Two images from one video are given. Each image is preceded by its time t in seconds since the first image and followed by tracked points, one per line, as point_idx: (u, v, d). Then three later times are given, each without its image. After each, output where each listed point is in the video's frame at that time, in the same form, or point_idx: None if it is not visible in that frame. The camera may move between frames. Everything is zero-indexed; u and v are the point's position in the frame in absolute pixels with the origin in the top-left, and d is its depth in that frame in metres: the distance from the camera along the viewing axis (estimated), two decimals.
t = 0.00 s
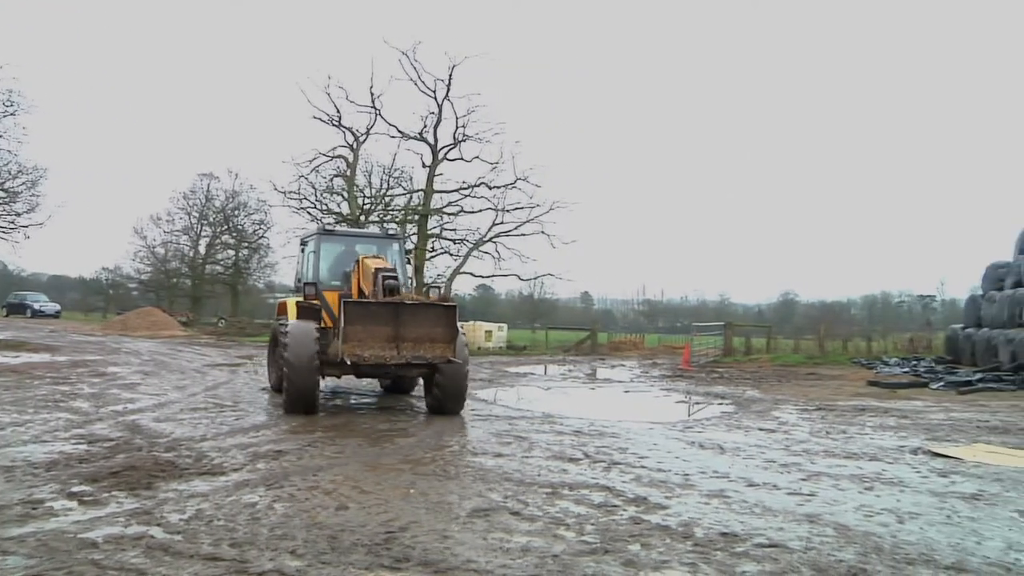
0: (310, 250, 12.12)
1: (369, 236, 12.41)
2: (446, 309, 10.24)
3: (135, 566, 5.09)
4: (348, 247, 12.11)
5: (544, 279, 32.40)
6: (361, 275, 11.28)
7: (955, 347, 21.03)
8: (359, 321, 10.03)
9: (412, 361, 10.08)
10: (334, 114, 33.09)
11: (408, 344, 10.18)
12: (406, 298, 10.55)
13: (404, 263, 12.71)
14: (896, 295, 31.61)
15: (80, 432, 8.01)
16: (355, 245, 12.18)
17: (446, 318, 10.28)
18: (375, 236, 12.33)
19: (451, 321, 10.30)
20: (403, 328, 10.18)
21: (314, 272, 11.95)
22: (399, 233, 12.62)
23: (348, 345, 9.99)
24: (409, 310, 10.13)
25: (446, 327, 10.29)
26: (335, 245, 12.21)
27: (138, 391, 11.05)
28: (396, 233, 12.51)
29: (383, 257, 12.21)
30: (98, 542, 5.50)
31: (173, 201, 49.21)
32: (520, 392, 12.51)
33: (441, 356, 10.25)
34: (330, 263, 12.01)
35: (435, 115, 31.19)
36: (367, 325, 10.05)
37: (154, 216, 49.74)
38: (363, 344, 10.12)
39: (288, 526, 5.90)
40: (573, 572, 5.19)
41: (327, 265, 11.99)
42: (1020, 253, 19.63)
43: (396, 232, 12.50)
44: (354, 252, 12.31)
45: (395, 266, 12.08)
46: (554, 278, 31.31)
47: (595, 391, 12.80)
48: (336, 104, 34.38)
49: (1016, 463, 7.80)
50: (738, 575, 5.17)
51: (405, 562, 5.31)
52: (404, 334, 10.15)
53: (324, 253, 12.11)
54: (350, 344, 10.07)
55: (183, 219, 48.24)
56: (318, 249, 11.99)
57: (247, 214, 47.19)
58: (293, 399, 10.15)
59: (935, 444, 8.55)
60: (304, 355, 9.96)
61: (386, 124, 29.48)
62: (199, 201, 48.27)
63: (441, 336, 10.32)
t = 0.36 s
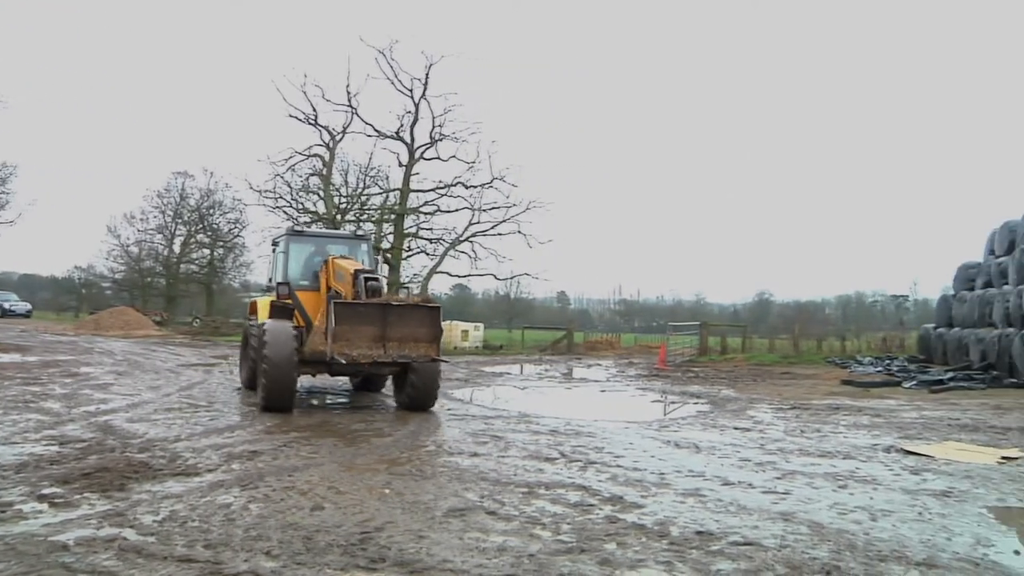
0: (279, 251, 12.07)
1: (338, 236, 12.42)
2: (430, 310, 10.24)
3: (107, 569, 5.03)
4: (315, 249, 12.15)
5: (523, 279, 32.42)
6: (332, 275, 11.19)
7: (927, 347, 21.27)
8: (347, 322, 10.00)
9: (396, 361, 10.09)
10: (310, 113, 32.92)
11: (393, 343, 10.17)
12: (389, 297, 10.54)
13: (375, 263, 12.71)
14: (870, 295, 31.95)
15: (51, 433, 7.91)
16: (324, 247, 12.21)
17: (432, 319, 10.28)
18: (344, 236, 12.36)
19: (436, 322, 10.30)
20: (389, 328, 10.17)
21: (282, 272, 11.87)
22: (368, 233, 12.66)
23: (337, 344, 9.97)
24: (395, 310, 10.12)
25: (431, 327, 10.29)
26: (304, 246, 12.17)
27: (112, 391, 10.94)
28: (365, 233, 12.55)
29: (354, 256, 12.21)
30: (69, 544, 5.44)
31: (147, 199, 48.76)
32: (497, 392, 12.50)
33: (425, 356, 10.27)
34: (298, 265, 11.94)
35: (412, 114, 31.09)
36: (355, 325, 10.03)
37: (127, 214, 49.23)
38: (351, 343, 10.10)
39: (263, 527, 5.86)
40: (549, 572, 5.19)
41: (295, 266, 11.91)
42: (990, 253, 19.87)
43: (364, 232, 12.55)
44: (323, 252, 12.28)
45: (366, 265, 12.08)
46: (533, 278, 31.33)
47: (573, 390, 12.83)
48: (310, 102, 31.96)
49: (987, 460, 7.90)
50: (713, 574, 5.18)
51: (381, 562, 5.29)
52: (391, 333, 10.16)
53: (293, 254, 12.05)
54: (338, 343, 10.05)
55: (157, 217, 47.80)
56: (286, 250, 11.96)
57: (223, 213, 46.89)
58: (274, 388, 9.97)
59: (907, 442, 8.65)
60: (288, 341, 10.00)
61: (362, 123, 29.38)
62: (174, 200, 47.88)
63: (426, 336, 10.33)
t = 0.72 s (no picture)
0: (260, 251, 12.07)
1: (320, 236, 12.42)
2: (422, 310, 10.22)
3: (88, 570, 5.00)
4: (296, 248, 12.14)
5: (509, 279, 32.43)
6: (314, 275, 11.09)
7: (910, 347, 21.41)
8: (342, 321, 9.96)
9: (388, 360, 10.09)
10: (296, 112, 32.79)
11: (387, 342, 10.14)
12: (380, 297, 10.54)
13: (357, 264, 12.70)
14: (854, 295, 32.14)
15: (32, 434, 7.86)
16: (305, 246, 12.21)
17: (424, 318, 10.30)
18: (325, 236, 12.36)
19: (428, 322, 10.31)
20: (383, 327, 10.16)
21: (263, 272, 11.87)
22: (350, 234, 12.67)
23: (333, 344, 9.93)
24: (390, 310, 10.12)
25: (424, 327, 10.31)
26: (286, 246, 12.16)
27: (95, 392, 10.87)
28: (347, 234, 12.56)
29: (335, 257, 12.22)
30: (51, 546, 5.40)
31: (131, 199, 48.49)
32: (482, 392, 12.50)
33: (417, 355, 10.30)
34: (279, 265, 11.95)
35: (397, 114, 31.06)
36: (349, 324, 10.00)
37: (111, 214, 48.99)
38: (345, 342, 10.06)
39: (247, 528, 5.84)
40: (534, 572, 5.19)
41: (276, 267, 11.92)
42: (971, 254, 20.03)
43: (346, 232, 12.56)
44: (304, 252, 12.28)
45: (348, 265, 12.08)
46: (519, 278, 31.36)
47: (559, 390, 12.84)
48: (296, 102, 31.78)
49: (969, 459, 7.96)
50: (698, 574, 5.19)
51: (365, 563, 5.28)
52: (385, 332, 10.15)
53: (273, 254, 12.06)
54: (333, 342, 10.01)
55: (141, 217, 47.57)
56: (267, 249, 11.97)
57: (207, 213, 46.70)
58: (263, 383, 9.89)
59: (890, 442, 8.70)
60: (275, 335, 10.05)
61: (346, 122, 29.29)
62: (158, 199, 47.64)
63: (417, 335, 10.35)
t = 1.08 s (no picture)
0: (251, 250, 12.06)
1: (313, 236, 12.42)
2: (422, 310, 10.13)
3: (80, 571, 4.99)
4: (289, 248, 12.14)
5: (503, 280, 32.41)
6: (307, 274, 11.08)
7: (902, 347, 21.47)
8: (344, 322, 9.93)
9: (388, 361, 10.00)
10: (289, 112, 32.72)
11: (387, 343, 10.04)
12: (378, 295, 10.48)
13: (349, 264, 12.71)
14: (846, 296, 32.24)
15: (24, 434, 7.83)
16: (298, 246, 12.21)
17: (425, 318, 10.20)
18: (318, 235, 12.38)
19: (429, 323, 10.20)
20: (385, 328, 10.09)
21: (254, 272, 11.86)
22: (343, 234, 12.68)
23: (335, 345, 9.89)
24: (390, 310, 10.05)
25: (425, 327, 10.20)
26: (277, 245, 12.16)
27: (86, 391, 10.83)
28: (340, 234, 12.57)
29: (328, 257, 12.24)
30: (42, 547, 5.38)
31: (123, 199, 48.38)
32: (475, 392, 12.48)
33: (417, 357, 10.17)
34: (270, 262, 11.94)
35: (390, 114, 31.00)
36: (351, 325, 9.95)
37: (103, 213, 48.83)
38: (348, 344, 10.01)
39: (240, 529, 5.83)
40: (526, 572, 5.19)
41: (267, 264, 11.91)
42: (963, 255, 20.10)
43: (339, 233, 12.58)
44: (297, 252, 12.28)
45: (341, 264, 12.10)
46: (512, 278, 31.37)
47: (551, 390, 12.84)
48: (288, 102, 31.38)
49: (961, 459, 7.98)
50: (691, 574, 5.20)
51: (358, 563, 5.27)
52: (386, 333, 10.07)
53: (265, 253, 12.05)
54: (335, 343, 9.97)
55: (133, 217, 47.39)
56: (258, 248, 11.95)
57: (199, 213, 46.63)
58: (262, 383, 9.85)
59: (883, 442, 8.72)
60: (270, 333, 10.04)
61: (339, 122, 29.27)
62: (151, 199, 47.53)
63: (418, 336, 10.24)
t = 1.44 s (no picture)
0: (253, 249, 12.09)
1: (317, 234, 12.41)
2: (432, 310, 10.13)
3: (80, 572, 4.99)
4: (291, 247, 12.15)
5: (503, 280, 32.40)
6: (311, 273, 11.04)
7: (902, 347, 21.48)
8: (354, 323, 9.91)
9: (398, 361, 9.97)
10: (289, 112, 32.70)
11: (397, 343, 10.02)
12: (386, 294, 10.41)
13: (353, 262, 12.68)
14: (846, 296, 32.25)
15: (24, 434, 7.84)
16: (300, 244, 12.21)
17: (436, 319, 10.19)
18: (321, 233, 12.36)
19: (440, 323, 10.19)
20: (395, 329, 10.07)
21: (256, 271, 11.90)
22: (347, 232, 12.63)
23: (345, 346, 9.87)
24: (401, 311, 10.02)
25: (435, 327, 10.19)
26: (280, 244, 12.17)
27: (85, 392, 10.83)
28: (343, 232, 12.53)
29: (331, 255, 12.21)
30: (41, 548, 5.38)
31: (124, 199, 48.38)
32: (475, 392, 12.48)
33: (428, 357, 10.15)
34: (272, 261, 11.99)
35: (390, 115, 31.01)
36: (361, 326, 9.93)
37: (103, 213, 48.82)
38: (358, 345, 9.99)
39: (240, 529, 5.83)
40: (526, 572, 5.19)
41: (269, 264, 11.96)
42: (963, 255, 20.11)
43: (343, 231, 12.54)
44: (299, 251, 12.28)
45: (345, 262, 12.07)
46: (512, 278, 31.37)
47: (551, 391, 12.84)
48: (288, 102, 31.37)
49: (960, 459, 7.99)
50: (691, 574, 5.19)
51: (358, 563, 5.27)
52: (396, 334, 10.05)
53: (267, 252, 12.08)
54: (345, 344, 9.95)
55: (133, 217, 47.34)
56: (260, 247, 11.98)
57: (199, 213, 46.63)
58: (267, 383, 9.82)
59: (883, 442, 8.72)
60: (275, 333, 10.05)
61: (340, 122, 29.27)
62: (151, 200, 47.53)
63: (429, 337, 10.22)
